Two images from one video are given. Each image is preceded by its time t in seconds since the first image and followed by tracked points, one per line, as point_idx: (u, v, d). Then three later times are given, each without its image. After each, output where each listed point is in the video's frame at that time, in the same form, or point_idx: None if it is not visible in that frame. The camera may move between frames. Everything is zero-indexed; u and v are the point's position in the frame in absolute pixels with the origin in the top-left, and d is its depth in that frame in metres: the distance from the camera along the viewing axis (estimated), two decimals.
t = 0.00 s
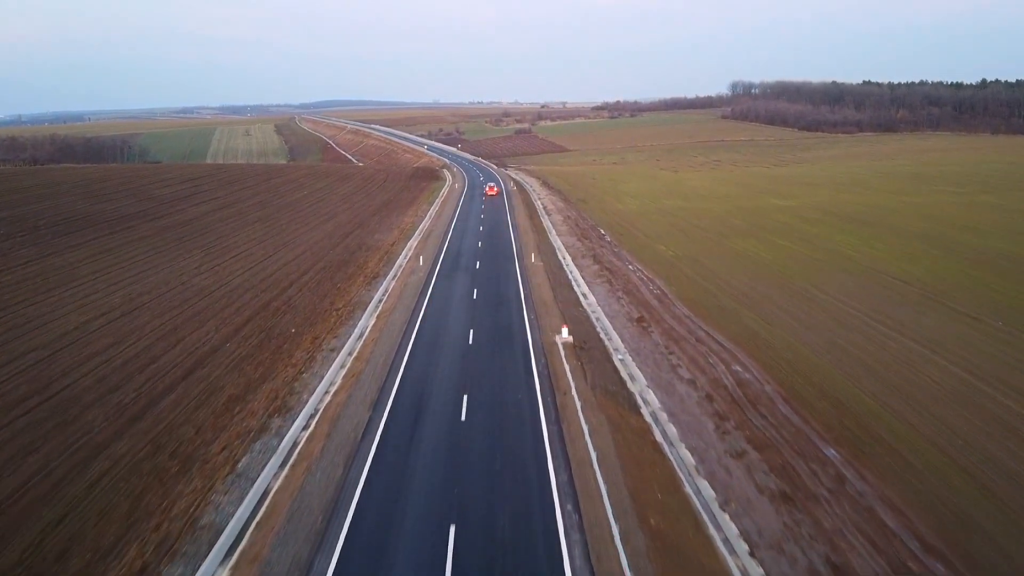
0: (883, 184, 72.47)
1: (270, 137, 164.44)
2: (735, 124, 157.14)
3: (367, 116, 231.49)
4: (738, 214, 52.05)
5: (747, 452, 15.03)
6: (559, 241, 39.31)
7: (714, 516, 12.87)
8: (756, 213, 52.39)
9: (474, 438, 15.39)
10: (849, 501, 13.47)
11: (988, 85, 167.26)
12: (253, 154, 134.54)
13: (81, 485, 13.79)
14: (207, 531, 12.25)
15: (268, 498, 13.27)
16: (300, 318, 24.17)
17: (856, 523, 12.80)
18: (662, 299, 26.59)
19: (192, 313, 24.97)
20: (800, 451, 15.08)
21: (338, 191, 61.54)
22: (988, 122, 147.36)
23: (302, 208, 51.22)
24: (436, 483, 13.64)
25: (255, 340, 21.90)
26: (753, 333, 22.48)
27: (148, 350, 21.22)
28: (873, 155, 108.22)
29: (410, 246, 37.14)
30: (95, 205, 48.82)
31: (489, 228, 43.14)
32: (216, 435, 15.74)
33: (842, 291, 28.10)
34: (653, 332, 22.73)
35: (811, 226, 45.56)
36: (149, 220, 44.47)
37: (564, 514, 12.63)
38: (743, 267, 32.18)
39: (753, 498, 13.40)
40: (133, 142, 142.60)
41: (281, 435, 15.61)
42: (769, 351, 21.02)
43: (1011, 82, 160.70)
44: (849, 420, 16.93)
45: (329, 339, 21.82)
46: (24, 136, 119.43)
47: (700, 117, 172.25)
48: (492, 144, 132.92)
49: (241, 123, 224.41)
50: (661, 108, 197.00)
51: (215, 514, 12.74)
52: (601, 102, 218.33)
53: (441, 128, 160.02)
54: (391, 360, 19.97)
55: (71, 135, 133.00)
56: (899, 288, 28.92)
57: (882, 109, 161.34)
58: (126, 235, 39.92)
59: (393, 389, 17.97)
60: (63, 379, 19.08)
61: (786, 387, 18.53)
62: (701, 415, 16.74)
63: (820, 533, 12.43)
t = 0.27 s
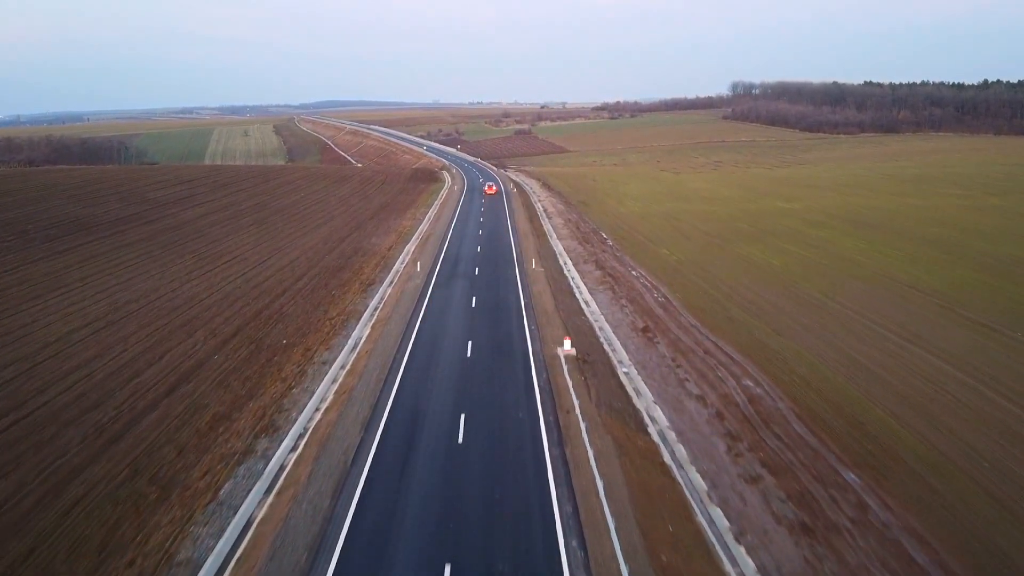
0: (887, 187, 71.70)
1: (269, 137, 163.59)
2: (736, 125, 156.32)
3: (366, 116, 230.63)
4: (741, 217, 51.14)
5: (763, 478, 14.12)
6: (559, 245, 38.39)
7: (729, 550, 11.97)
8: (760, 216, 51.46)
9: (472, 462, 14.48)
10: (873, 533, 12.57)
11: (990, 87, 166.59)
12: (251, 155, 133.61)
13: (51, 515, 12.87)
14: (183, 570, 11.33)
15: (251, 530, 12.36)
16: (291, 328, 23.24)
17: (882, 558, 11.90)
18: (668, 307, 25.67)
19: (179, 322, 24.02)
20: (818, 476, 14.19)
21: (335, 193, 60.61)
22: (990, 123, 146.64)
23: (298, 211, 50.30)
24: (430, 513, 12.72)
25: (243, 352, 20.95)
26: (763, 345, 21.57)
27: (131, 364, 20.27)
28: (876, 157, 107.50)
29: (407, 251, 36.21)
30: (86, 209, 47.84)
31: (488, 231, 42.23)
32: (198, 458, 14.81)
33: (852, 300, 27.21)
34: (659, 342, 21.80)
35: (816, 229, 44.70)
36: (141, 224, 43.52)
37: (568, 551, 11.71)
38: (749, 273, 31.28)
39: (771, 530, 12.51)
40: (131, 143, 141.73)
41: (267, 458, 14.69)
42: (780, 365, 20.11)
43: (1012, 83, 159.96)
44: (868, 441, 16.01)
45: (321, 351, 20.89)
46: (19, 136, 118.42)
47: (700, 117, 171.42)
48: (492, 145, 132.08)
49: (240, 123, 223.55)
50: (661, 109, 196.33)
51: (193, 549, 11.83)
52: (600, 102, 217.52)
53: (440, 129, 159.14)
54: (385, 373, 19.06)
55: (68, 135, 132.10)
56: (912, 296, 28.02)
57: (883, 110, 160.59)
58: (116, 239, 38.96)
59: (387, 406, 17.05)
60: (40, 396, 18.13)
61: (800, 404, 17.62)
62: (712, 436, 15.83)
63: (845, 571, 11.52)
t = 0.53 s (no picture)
0: (892, 189, 70.72)
1: (267, 138, 162.61)
2: (737, 126, 155.35)
3: (365, 117, 229.63)
4: (746, 220, 50.16)
5: (783, 510, 13.09)
6: (560, 250, 37.43)
7: None
8: (764, 219, 50.50)
9: (470, 485, 13.67)
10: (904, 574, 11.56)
11: (993, 87, 165.62)
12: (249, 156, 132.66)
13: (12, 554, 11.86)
14: None
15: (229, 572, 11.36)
16: (280, 340, 22.20)
17: None
18: (673, 317, 24.67)
19: (164, 335, 22.98)
20: (841, 508, 13.20)
21: (332, 196, 59.63)
22: (993, 124, 145.66)
23: (293, 214, 49.31)
24: (425, 542, 11.95)
25: (229, 368, 19.92)
26: (776, 359, 20.55)
27: (110, 381, 19.25)
28: (879, 158, 106.55)
29: (404, 256, 35.20)
30: (77, 212, 46.88)
31: (487, 236, 41.25)
32: (174, 488, 13.81)
33: (864, 310, 26.23)
34: (666, 356, 20.74)
35: (823, 234, 43.72)
36: (132, 228, 42.56)
37: None
38: (756, 280, 30.29)
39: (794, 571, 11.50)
40: (129, 144, 140.82)
41: (249, 489, 13.69)
42: (795, 382, 19.10)
43: (1015, 83, 158.83)
44: (894, 469, 15.00)
45: (310, 366, 19.82)
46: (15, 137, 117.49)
47: (701, 118, 170.41)
48: (492, 145, 131.17)
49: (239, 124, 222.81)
50: (661, 110, 195.52)
51: None
52: (601, 102, 216.60)
53: (440, 130, 158.20)
54: (377, 392, 17.99)
55: (65, 137, 131.18)
56: (925, 306, 27.08)
57: (885, 111, 159.57)
58: (105, 245, 37.94)
59: (379, 428, 16.02)
60: (12, 417, 17.14)
61: (817, 427, 16.64)
62: (727, 462, 14.80)
63: None
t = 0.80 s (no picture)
0: (897, 190, 69.76)
1: (265, 138, 161.61)
2: (738, 126, 154.23)
3: (364, 118, 228.35)
4: (750, 223, 49.18)
5: (807, 548, 12.07)
6: (561, 255, 36.50)
7: None
8: (769, 222, 49.55)
9: (469, 486, 13.64)
10: None
11: (995, 87, 164.71)
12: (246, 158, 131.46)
13: None
14: None
15: None
16: (269, 353, 21.13)
17: None
18: (681, 327, 23.63)
19: (147, 347, 21.89)
20: (870, 545, 12.19)
21: (328, 198, 58.60)
22: (995, 125, 144.62)
23: (288, 217, 48.25)
24: (424, 542, 11.92)
25: (213, 384, 18.85)
26: (789, 373, 19.57)
27: (87, 398, 18.18)
28: (881, 159, 105.60)
29: (401, 262, 34.10)
30: (66, 215, 45.74)
31: (487, 240, 40.27)
32: (148, 522, 12.80)
33: (877, 318, 25.29)
34: (674, 371, 19.66)
35: (829, 237, 42.75)
36: (122, 232, 41.45)
37: None
38: (764, 286, 29.33)
39: None
40: (125, 145, 139.49)
41: (230, 523, 12.67)
42: (811, 399, 18.08)
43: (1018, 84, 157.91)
44: (920, 497, 14.03)
45: (298, 382, 18.71)
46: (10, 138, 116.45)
47: (702, 119, 169.25)
48: (491, 146, 130.20)
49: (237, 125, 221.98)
50: (661, 110, 194.61)
51: None
52: (601, 103, 215.48)
53: (439, 131, 157.03)
54: (369, 412, 16.93)
55: (60, 138, 129.85)
56: (939, 314, 26.14)
57: (887, 112, 158.47)
58: (92, 249, 36.84)
59: (371, 453, 15.00)
60: None
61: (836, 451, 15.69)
62: (742, 490, 13.82)
63: None
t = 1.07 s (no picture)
0: (902, 192, 68.96)
1: (264, 138, 160.86)
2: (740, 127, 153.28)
3: (363, 118, 227.23)
4: (754, 226, 48.34)
5: None
6: (563, 260, 35.63)
7: None
8: (774, 225, 48.67)
9: (466, 517, 12.71)
10: None
11: (997, 87, 163.95)
12: (244, 159, 130.43)
13: None
14: None
15: None
16: (258, 366, 20.23)
17: None
18: (688, 337, 22.68)
19: (130, 360, 20.97)
20: None
21: (325, 200, 57.71)
22: (998, 125, 143.67)
23: (283, 220, 47.36)
24: (424, 543, 11.98)
25: (198, 401, 17.96)
26: (802, 388, 18.74)
27: (64, 416, 17.29)
28: (884, 160, 104.79)
29: (398, 267, 33.11)
30: (57, 218, 44.81)
31: (486, 244, 39.37)
32: (122, 554, 11.91)
33: (890, 328, 24.45)
34: (683, 387, 18.68)
35: (836, 241, 41.86)
36: (112, 236, 40.52)
37: None
38: (772, 292, 28.48)
39: None
40: (122, 146, 138.42)
41: (209, 556, 11.77)
42: (827, 417, 17.19)
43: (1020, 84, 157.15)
44: (950, 524, 13.10)
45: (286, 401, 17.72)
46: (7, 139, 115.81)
47: (703, 120, 168.25)
48: (491, 147, 129.47)
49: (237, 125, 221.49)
50: (662, 110, 194.26)
51: None
52: (602, 104, 214.50)
53: (439, 131, 156.06)
54: (359, 433, 15.89)
55: (57, 139, 128.78)
56: (954, 323, 25.29)
57: (889, 113, 157.52)
58: (80, 255, 35.91)
59: (361, 477, 14.09)
60: None
61: (856, 471, 14.84)
62: (759, 518, 12.93)
63: None
